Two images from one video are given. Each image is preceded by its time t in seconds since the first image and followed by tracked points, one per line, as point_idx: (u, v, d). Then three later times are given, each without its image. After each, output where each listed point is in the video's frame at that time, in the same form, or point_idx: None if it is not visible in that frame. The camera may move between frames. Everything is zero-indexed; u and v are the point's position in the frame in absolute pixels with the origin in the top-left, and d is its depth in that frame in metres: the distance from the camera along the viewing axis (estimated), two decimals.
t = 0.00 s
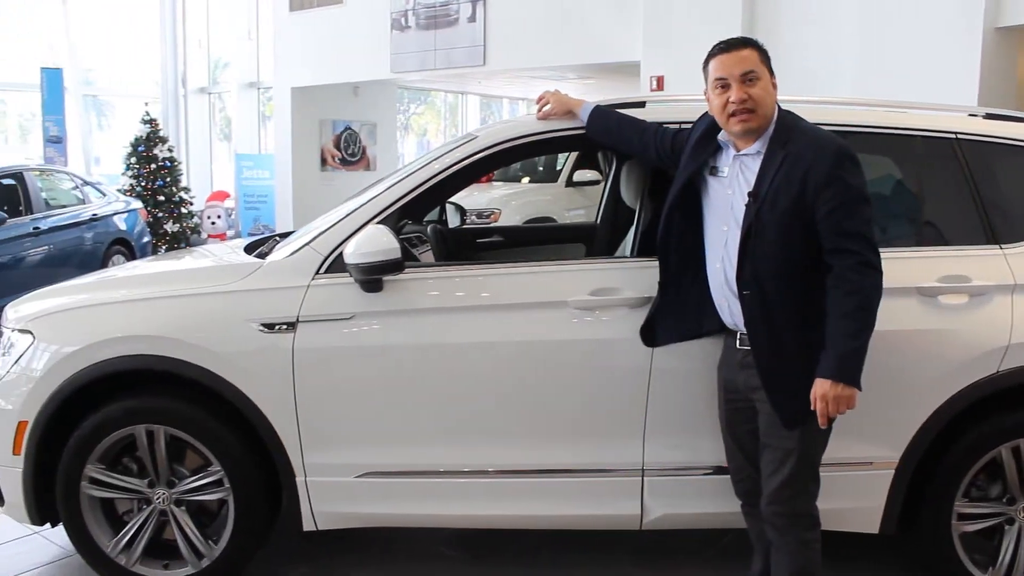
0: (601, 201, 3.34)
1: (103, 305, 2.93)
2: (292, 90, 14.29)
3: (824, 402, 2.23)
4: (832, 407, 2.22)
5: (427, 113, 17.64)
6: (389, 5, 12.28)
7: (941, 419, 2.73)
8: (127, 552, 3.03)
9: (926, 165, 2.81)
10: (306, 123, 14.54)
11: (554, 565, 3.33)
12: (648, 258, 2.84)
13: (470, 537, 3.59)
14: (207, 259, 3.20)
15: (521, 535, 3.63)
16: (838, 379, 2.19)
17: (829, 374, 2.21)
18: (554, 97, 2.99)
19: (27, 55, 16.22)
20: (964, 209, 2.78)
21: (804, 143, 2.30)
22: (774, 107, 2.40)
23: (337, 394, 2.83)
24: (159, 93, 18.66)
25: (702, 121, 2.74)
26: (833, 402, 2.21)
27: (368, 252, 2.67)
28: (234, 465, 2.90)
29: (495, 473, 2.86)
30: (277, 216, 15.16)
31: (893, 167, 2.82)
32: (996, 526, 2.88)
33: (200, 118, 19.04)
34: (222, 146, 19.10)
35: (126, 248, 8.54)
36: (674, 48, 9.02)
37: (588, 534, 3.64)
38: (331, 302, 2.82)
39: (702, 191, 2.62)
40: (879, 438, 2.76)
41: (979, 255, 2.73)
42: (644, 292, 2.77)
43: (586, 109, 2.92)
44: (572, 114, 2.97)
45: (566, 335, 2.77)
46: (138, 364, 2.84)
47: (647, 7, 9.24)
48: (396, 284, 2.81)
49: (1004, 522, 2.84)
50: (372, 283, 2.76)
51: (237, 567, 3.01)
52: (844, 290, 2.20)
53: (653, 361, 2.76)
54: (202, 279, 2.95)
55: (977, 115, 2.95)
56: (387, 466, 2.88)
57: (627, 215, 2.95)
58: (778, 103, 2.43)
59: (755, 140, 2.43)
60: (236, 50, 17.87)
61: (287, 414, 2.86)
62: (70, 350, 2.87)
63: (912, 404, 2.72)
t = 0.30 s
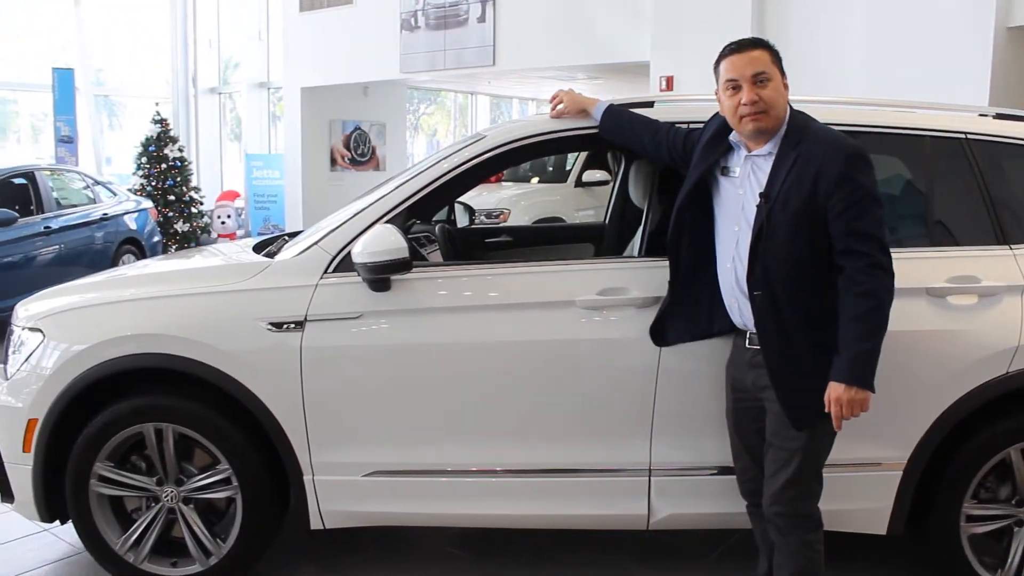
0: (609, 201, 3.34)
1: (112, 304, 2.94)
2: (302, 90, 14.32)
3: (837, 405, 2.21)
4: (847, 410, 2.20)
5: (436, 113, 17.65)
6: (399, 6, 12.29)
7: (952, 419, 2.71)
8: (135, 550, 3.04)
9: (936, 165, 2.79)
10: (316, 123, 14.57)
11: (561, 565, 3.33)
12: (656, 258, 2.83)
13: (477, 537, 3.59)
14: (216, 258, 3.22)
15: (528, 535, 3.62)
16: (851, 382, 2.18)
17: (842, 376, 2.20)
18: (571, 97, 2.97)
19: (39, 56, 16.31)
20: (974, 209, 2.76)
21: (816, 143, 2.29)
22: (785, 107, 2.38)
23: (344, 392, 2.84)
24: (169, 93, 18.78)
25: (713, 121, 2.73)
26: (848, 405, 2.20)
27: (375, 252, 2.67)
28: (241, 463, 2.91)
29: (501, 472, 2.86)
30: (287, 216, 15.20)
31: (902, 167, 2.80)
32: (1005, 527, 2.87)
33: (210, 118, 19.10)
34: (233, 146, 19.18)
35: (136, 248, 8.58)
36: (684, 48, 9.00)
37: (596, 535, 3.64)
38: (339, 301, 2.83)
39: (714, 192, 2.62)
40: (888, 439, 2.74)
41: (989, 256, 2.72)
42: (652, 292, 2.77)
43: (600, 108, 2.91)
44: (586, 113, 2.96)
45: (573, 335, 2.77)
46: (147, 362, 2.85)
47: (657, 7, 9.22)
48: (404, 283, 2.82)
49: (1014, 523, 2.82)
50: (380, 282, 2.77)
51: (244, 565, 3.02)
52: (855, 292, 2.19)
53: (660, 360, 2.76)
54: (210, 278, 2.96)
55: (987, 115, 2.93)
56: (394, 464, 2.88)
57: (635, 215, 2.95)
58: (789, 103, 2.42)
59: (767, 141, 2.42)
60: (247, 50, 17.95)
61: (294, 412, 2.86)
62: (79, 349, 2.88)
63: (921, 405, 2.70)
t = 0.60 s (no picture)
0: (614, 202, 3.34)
1: (117, 303, 2.95)
2: (309, 90, 14.35)
3: (846, 410, 2.21)
4: (857, 415, 2.20)
5: (443, 114, 17.65)
6: (405, 6, 12.31)
7: (958, 418, 2.70)
8: (141, 548, 3.05)
9: (942, 165, 2.78)
10: (322, 123, 14.59)
11: (565, 565, 3.32)
12: (661, 258, 2.83)
13: (483, 537, 3.59)
14: (222, 258, 3.23)
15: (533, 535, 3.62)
16: (860, 388, 2.18)
17: (852, 381, 2.19)
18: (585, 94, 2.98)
19: (47, 56, 16.37)
20: (981, 209, 2.75)
21: (829, 146, 2.27)
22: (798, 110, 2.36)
23: (349, 392, 2.84)
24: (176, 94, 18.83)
25: (726, 120, 2.71)
26: (857, 410, 2.20)
27: (380, 252, 2.68)
28: (246, 462, 2.91)
29: (505, 472, 2.86)
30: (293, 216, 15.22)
31: (909, 168, 2.79)
32: (1011, 528, 2.85)
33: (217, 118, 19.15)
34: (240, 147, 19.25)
35: (143, 248, 8.61)
36: (690, 48, 9.00)
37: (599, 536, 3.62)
38: (344, 300, 2.83)
39: (726, 193, 2.60)
40: (893, 439, 2.73)
41: (996, 256, 2.71)
42: (658, 292, 2.76)
43: (615, 105, 2.91)
44: (601, 110, 2.96)
45: (578, 335, 2.76)
46: (152, 361, 2.86)
47: (663, 6, 9.21)
48: (408, 283, 2.82)
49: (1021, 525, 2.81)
50: (385, 281, 2.77)
51: (248, 565, 3.03)
52: (865, 298, 2.18)
53: (665, 360, 2.75)
54: (215, 278, 2.97)
55: (994, 114, 2.92)
56: (399, 463, 2.89)
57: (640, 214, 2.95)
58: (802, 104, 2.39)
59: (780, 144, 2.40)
60: (254, 51, 18.02)
61: (298, 412, 2.87)
62: (85, 348, 2.89)
63: (927, 405, 2.69)
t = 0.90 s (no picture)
0: (620, 203, 3.35)
1: (124, 303, 2.96)
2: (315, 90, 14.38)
3: (845, 419, 2.19)
4: (856, 425, 2.18)
5: (449, 114, 17.66)
6: (411, 6, 12.32)
7: (965, 420, 2.69)
8: (147, 547, 3.06)
9: (950, 165, 2.77)
10: (329, 123, 14.61)
11: (570, 565, 3.32)
12: (666, 258, 2.82)
13: (488, 537, 3.59)
14: (228, 257, 3.23)
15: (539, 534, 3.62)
16: (860, 398, 2.15)
17: (853, 390, 2.17)
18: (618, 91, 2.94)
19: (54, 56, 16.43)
20: (988, 210, 2.74)
21: (849, 149, 2.24)
22: (822, 111, 2.34)
23: (354, 392, 2.85)
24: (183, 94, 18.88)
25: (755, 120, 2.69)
26: (856, 420, 2.17)
27: (385, 252, 2.68)
28: (252, 462, 2.92)
29: (509, 472, 2.86)
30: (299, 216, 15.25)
31: (915, 168, 2.78)
32: (1018, 530, 2.84)
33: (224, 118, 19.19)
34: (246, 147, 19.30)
35: (149, 247, 8.63)
36: (697, 48, 8.99)
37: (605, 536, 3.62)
38: (349, 300, 2.83)
39: (749, 194, 2.59)
40: (900, 440, 2.72)
41: (1003, 257, 2.70)
42: (663, 292, 2.76)
43: (649, 105, 2.89)
44: (634, 110, 2.94)
45: (584, 336, 2.76)
46: (158, 361, 2.87)
47: (669, 6, 9.19)
48: (414, 282, 2.82)
49: None
50: (391, 281, 2.77)
51: (253, 564, 3.03)
52: (875, 305, 2.15)
53: (670, 361, 2.75)
54: (221, 278, 2.97)
55: (1001, 114, 2.91)
56: (404, 463, 2.89)
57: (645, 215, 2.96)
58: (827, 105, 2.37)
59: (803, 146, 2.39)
60: (261, 51, 18.06)
61: (303, 411, 2.87)
62: (91, 347, 2.90)
63: (933, 406, 2.68)
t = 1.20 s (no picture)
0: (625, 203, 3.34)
1: (129, 303, 2.97)
2: (321, 91, 14.41)
3: (847, 424, 2.08)
4: (858, 433, 2.06)
5: (455, 114, 17.69)
6: (417, 6, 12.33)
7: (968, 422, 2.68)
8: (152, 547, 3.06)
9: (955, 164, 2.76)
10: (334, 123, 14.63)
11: (575, 565, 3.32)
12: (671, 259, 2.82)
13: (492, 536, 3.59)
14: (234, 258, 3.24)
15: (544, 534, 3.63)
16: (863, 402, 2.03)
17: (858, 395, 2.05)
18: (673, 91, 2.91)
19: (60, 57, 16.47)
20: (993, 210, 2.73)
21: (872, 147, 2.12)
22: (848, 108, 2.22)
23: (358, 391, 2.85)
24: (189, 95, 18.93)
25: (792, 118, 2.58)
26: (859, 427, 2.06)
27: (389, 252, 2.68)
28: (256, 462, 2.92)
29: (513, 472, 2.86)
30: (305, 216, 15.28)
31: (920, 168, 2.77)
32: None
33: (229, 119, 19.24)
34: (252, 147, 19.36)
35: (155, 248, 8.65)
36: (702, 47, 8.98)
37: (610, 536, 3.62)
38: (354, 300, 2.83)
39: (783, 193, 2.46)
40: (905, 441, 2.71)
41: (1009, 257, 2.69)
42: (668, 292, 2.75)
43: (697, 104, 2.85)
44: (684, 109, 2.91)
45: (588, 336, 2.76)
46: (163, 361, 2.87)
47: (674, 5, 9.18)
48: (419, 283, 2.82)
49: None
50: (395, 282, 2.77)
51: (257, 563, 3.04)
52: (886, 308, 2.02)
53: (675, 361, 2.74)
54: (227, 278, 2.98)
55: (1007, 115, 2.91)
56: (408, 464, 2.89)
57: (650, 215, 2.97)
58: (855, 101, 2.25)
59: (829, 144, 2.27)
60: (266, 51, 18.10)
61: (307, 411, 2.87)
62: (96, 348, 2.91)
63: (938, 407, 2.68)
